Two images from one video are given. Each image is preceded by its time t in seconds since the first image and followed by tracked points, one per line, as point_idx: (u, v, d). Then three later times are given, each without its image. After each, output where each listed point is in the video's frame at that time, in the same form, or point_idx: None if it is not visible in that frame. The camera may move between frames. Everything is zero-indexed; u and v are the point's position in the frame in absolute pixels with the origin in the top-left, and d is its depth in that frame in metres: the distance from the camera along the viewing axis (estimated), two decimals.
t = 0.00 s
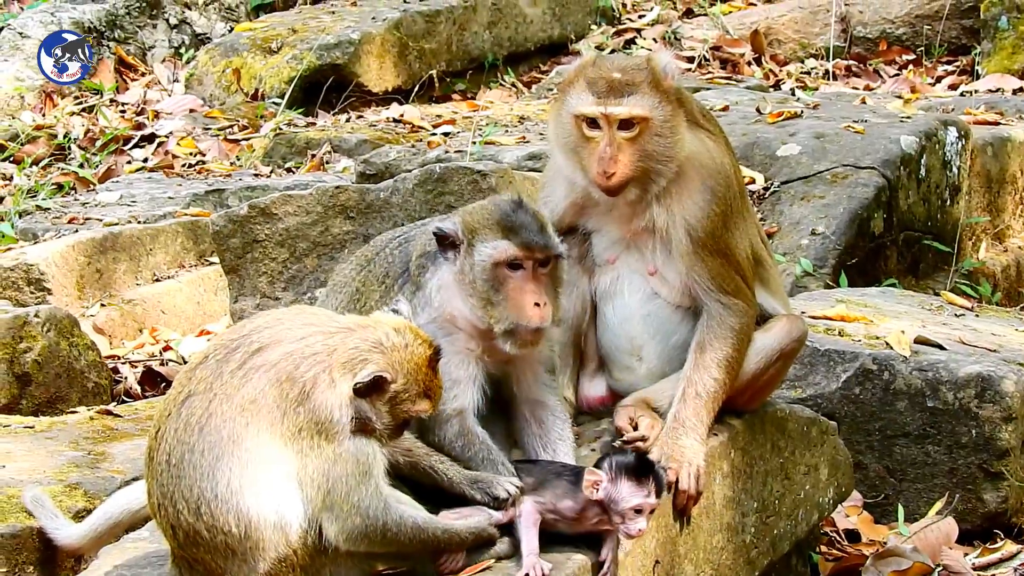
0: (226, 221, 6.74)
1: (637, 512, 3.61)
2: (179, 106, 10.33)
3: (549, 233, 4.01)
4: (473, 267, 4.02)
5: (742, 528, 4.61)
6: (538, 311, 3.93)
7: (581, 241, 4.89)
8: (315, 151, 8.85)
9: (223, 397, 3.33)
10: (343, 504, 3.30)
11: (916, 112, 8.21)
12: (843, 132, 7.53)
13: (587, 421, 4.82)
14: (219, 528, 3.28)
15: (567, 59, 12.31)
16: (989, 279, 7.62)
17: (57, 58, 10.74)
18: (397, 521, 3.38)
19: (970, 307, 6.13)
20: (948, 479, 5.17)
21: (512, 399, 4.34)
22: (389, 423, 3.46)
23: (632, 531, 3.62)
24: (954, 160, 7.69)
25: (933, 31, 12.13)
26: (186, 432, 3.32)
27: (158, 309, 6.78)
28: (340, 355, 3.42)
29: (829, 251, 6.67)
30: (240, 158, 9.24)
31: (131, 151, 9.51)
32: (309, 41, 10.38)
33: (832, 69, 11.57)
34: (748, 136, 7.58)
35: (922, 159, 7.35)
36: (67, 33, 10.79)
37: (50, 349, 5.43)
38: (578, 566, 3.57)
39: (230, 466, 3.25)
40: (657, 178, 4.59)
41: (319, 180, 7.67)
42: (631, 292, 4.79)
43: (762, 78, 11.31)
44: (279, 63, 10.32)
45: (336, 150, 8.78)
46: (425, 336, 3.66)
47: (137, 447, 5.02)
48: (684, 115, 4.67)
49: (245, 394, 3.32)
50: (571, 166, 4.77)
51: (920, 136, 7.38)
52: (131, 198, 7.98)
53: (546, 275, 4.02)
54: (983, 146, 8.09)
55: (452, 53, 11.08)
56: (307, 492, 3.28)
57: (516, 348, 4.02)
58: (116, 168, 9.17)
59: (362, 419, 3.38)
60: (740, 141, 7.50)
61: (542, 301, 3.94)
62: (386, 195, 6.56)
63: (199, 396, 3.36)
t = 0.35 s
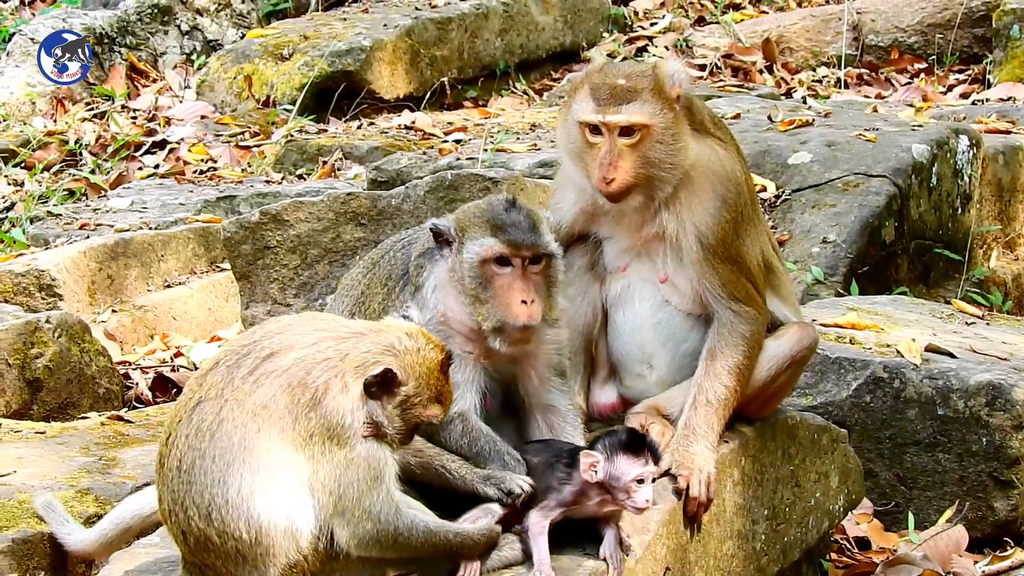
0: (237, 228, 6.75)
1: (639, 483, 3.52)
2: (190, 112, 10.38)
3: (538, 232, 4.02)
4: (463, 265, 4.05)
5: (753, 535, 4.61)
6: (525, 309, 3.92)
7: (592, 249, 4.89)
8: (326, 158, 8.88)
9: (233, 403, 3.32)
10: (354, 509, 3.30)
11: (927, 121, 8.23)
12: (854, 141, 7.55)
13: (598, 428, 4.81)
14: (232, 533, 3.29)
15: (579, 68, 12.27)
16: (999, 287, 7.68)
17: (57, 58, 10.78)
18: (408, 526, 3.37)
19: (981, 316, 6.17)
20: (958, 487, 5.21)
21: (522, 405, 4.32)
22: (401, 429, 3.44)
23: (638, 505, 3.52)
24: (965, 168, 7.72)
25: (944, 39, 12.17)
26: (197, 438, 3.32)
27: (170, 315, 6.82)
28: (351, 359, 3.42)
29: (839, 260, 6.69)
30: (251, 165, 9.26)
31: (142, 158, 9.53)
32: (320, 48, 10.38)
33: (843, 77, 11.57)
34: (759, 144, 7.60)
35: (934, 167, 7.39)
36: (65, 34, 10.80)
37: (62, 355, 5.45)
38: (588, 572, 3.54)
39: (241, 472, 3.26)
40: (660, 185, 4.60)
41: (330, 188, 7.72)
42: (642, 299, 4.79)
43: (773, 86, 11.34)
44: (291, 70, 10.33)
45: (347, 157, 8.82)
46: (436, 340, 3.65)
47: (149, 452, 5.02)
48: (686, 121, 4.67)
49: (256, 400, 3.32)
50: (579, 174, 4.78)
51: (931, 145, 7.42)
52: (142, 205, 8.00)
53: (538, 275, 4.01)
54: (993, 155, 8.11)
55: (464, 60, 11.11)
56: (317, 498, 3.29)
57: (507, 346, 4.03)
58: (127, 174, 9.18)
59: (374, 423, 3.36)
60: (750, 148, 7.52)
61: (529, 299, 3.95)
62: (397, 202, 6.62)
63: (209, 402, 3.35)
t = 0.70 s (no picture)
0: (245, 231, 6.72)
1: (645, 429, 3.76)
2: (196, 116, 10.40)
3: (518, 210, 4.08)
4: (444, 243, 4.13)
5: (760, 537, 4.61)
6: (494, 282, 3.96)
7: (599, 251, 4.89)
8: (333, 161, 8.88)
9: (239, 407, 3.31)
10: (364, 509, 3.31)
11: (933, 124, 8.25)
12: (860, 143, 7.56)
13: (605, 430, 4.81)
14: (241, 537, 3.27)
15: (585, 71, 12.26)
16: (1006, 290, 7.63)
17: (57, 58, 10.87)
18: (417, 526, 3.36)
19: (987, 318, 6.20)
20: (964, 489, 5.25)
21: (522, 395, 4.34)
22: (408, 428, 3.46)
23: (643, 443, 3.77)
24: (971, 171, 7.75)
25: (950, 42, 12.20)
26: (204, 443, 3.31)
27: (176, 319, 6.82)
28: (356, 360, 3.42)
29: (846, 261, 6.75)
30: (257, 169, 9.26)
31: (148, 161, 9.53)
32: (326, 51, 10.37)
33: (849, 80, 11.59)
34: (765, 147, 7.61)
35: (940, 170, 7.41)
36: (66, 35, 10.91)
37: (69, 359, 5.47)
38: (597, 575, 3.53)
39: (249, 476, 3.24)
40: (659, 185, 4.58)
41: (337, 191, 7.74)
42: (648, 302, 4.79)
43: (780, 88, 11.33)
44: (297, 73, 10.33)
45: (354, 160, 8.83)
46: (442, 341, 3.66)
47: (156, 456, 5.02)
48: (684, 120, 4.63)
49: (262, 404, 3.31)
50: (583, 175, 4.76)
51: (937, 147, 7.44)
52: (148, 208, 8.00)
53: (515, 255, 4.05)
54: (1000, 158, 8.12)
55: (470, 63, 11.11)
56: (326, 500, 3.30)
57: (477, 323, 4.03)
58: (133, 177, 9.18)
59: (381, 423, 3.37)
60: (756, 151, 7.54)
61: (500, 273, 3.97)
62: (405, 206, 6.71)
63: (215, 408, 3.34)
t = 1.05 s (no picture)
0: (245, 229, 6.74)
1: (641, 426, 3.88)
2: (197, 114, 10.36)
3: (511, 211, 4.08)
4: (438, 243, 4.13)
5: (760, 537, 4.60)
6: (484, 283, 3.97)
7: (599, 249, 4.89)
8: (333, 159, 8.88)
9: (241, 405, 3.31)
10: (361, 511, 3.29)
11: (933, 124, 8.26)
12: (860, 143, 7.57)
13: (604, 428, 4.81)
14: (240, 535, 3.27)
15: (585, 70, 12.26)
16: (1005, 290, 7.61)
17: (57, 58, 10.83)
18: (414, 528, 3.35)
19: (987, 318, 6.22)
20: (963, 489, 5.26)
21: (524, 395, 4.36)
22: (409, 431, 3.42)
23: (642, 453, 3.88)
24: (971, 171, 7.76)
25: (950, 42, 12.20)
26: (205, 439, 3.30)
27: (176, 316, 6.80)
28: (359, 361, 3.41)
29: (846, 262, 6.76)
30: (258, 166, 9.26)
31: (148, 159, 9.52)
32: (326, 49, 10.36)
33: (849, 80, 11.61)
34: (766, 146, 7.62)
35: (940, 170, 7.42)
36: (66, 35, 10.89)
37: (69, 355, 5.46)
38: (597, 573, 3.52)
39: (249, 474, 3.24)
40: (651, 178, 4.57)
41: (338, 189, 7.75)
42: (648, 301, 4.79)
43: (779, 88, 11.34)
44: (296, 71, 10.35)
45: (354, 159, 8.84)
46: (445, 343, 3.63)
47: (156, 453, 5.01)
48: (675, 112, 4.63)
49: (264, 402, 3.31)
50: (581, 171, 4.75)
51: (937, 147, 7.45)
52: (148, 206, 7.99)
53: (507, 255, 4.05)
54: (999, 158, 8.13)
55: (470, 61, 11.11)
56: (325, 499, 3.28)
57: (470, 324, 4.03)
58: (133, 174, 9.17)
59: (382, 425, 3.34)
60: (757, 151, 7.56)
61: (491, 274, 3.98)
62: (405, 204, 6.73)
63: (217, 405, 3.34)
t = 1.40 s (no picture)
0: (246, 227, 6.71)
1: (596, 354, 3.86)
2: (196, 111, 10.37)
3: (501, 207, 4.11)
4: (429, 241, 4.16)
5: (760, 535, 4.60)
6: (471, 280, 3.98)
7: (600, 248, 4.89)
8: (333, 157, 8.88)
9: (240, 401, 3.30)
10: (360, 509, 3.31)
11: (934, 122, 8.27)
12: (861, 142, 7.58)
13: (604, 426, 4.81)
14: (238, 532, 3.24)
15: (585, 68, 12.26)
16: (1005, 289, 7.62)
17: (57, 58, 10.78)
18: (413, 526, 3.38)
19: (987, 317, 6.23)
20: (963, 488, 5.27)
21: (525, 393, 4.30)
22: (408, 430, 3.46)
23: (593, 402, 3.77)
24: (971, 170, 7.76)
25: (950, 41, 12.20)
26: (204, 435, 3.29)
27: (176, 314, 6.80)
28: (359, 359, 3.41)
29: (846, 260, 6.75)
30: (258, 164, 9.26)
31: (148, 156, 9.52)
32: (327, 47, 10.37)
33: (849, 79, 11.61)
34: (766, 145, 7.63)
35: (940, 169, 7.42)
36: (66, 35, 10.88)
37: (69, 352, 5.46)
38: (597, 571, 3.52)
39: (248, 470, 3.22)
40: (649, 176, 4.56)
41: (338, 186, 7.76)
42: (648, 300, 4.77)
43: (779, 87, 11.35)
44: (297, 68, 10.33)
45: (354, 156, 8.84)
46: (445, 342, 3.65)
47: (156, 451, 5.01)
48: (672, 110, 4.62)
49: (264, 398, 3.30)
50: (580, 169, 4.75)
51: (937, 146, 7.45)
52: (148, 203, 8.00)
53: (495, 253, 4.08)
54: (999, 157, 8.14)
55: (470, 59, 11.10)
56: (324, 497, 3.28)
57: (459, 320, 4.03)
58: (134, 172, 9.18)
59: (378, 422, 3.35)
60: (758, 149, 7.57)
61: (477, 271, 4.00)
62: (406, 202, 6.78)
63: (217, 400, 3.33)
